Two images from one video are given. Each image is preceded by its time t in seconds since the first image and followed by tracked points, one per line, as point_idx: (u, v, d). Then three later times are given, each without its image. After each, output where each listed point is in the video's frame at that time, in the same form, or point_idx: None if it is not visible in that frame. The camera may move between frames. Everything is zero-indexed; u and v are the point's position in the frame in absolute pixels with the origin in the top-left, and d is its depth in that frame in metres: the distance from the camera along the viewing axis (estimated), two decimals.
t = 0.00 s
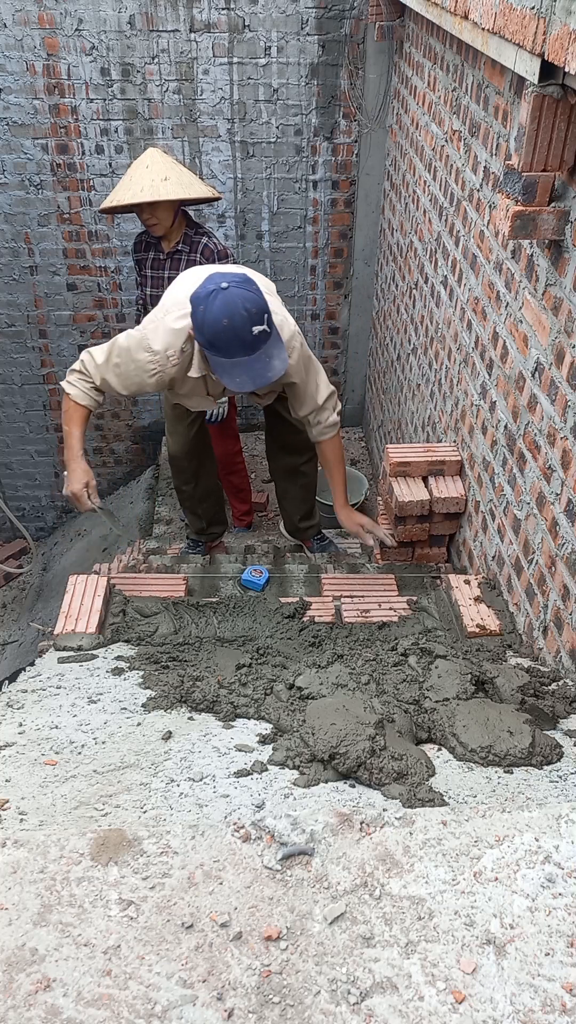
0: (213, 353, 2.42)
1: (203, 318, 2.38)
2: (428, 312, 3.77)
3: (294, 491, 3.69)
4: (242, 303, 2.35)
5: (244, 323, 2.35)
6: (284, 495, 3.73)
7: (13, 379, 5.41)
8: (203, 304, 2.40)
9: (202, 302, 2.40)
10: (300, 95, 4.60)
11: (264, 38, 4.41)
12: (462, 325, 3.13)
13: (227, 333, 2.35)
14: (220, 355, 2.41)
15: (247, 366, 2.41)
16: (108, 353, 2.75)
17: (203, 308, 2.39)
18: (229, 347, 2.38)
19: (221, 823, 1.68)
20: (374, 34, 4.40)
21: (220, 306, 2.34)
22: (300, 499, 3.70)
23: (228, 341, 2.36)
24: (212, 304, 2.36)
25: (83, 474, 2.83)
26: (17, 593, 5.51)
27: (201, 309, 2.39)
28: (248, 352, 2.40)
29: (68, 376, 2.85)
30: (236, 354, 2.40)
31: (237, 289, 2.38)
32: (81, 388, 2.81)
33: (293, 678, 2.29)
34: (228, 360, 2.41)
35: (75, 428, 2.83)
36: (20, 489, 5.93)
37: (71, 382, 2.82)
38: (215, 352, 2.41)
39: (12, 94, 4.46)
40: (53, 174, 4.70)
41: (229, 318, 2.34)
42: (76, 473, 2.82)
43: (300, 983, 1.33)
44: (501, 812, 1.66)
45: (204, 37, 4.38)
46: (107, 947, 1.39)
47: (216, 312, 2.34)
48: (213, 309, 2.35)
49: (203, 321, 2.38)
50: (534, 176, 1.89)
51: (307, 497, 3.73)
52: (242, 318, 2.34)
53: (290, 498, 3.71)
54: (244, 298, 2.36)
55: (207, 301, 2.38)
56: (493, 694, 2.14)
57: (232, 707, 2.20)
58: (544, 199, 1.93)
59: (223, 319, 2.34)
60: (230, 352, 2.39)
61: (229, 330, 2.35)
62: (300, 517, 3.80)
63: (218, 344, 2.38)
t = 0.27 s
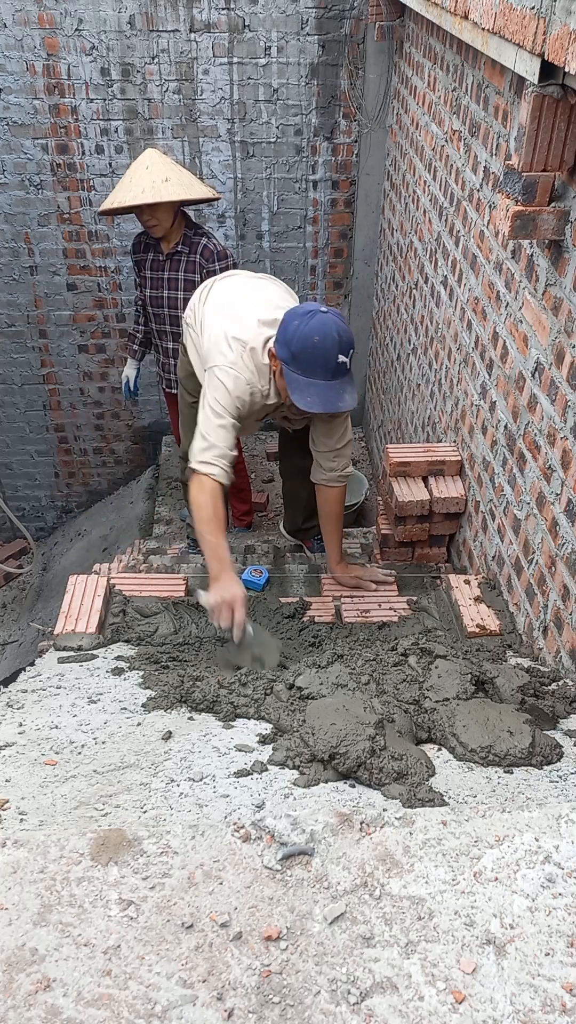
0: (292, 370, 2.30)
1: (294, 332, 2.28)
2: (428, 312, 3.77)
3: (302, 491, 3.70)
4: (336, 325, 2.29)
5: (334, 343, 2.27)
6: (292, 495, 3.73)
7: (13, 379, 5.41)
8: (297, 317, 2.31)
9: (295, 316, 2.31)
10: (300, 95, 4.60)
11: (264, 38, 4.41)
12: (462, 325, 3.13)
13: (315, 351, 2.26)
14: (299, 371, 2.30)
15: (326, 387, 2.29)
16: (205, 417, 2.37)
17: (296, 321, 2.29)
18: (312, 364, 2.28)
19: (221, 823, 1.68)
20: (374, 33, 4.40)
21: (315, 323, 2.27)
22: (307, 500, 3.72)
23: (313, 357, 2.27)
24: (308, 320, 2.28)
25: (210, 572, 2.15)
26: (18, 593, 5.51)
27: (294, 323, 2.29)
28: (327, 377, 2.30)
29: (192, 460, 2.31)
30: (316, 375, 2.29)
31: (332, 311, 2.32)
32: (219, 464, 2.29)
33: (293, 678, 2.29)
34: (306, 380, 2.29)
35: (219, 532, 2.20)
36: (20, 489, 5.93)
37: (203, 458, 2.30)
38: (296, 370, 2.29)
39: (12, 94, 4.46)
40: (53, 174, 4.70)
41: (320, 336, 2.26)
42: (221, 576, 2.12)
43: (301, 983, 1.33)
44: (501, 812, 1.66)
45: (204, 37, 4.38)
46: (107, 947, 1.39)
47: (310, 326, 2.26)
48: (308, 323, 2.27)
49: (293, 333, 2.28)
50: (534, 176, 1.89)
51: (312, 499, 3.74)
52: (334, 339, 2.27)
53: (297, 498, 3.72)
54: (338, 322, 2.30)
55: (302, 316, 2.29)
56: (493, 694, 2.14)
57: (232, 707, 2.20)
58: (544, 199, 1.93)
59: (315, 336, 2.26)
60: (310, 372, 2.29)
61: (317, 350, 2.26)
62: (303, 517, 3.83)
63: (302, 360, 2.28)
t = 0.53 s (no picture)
0: (346, 370, 2.24)
1: (352, 330, 2.22)
2: (428, 312, 3.77)
3: (297, 494, 3.67)
4: (390, 328, 2.25)
5: (390, 347, 2.23)
6: (286, 498, 3.71)
7: (13, 379, 5.41)
8: (352, 316, 2.24)
9: (350, 314, 2.24)
10: (300, 95, 4.60)
11: (264, 38, 4.41)
12: (462, 325, 3.13)
13: (372, 352, 2.21)
14: (352, 371, 2.24)
15: (379, 388, 2.24)
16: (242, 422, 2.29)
17: (353, 320, 2.23)
18: (367, 365, 2.23)
19: (221, 823, 1.68)
20: (374, 33, 4.41)
21: (373, 324, 2.22)
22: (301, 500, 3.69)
23: (369, 358, 2.21)
24: (365, 319, 2.23)
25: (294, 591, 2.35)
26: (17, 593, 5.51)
27: (350, 321, 2.23)
28: (380, 380, 2.25)
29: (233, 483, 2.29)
30: (369, 378, 2.24)
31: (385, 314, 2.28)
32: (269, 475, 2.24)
33: (293, 678, 2.29)
34: (359, 380, 2.24)
35: (274, 533, 2.26)
36: (20, 489, 5.93)
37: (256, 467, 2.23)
38: (349, 370, 2.24)
39: (12, 94, 4.46)
40: (53, 174, 4.70)
41: (378, 337, 2.21)
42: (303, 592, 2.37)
43: (300, 983, 1.33)
44: (501, 811, 1.67)
45: (205, 37, 4.38)
46: (107, 947, 1.39)
47: (368, 327, 2.21)
48: (367, 324, 2.21)
49: (351, 331, 2.22)
50: (534, 176, 1.89)
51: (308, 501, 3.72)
52: (391, 343, 2.23)
53: (292, 500, 3.69)
54: (392, 325, 2.27)
55: (359, 314, 2.24)
56: (493, 694, 2.14)
57: (232, 707, 2.20)
58: (544, 199, 1.93)
59: (373, 337, 2.21)
60: (364, 374, 2.24)
61: (375, 351, 2.21)
62: (299, 517, 3.81)
63: (358, 361, 2.22)
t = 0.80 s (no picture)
0: (362, 380, 2.22)
1: (371, 341, 2.19)
2: (428, 313, 3.77)
3: (296, 494, 3.64)
4: (409, 340, 2.22)
5: (408, 359, 2.20)
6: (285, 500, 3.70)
7: (13, 379, 5.41)
8: (372, 325, 2.21)
9: (371, 322, 2.21)
10: (300, 95, 4.60)
11: (264, 38, 4.41)
12: (462, 325, 3.13)
13: (390, 364, 2.19)
14: (368, 380, 2.22)
15: (393, 400, 2.22)
16: (225, 420, 2.36)
17: (372, 329, 2.20)
18: (383, 377, 2.21)
19: (221, 823, 1.67)
20: (374, 33, 4.41)
21: (393, 336, 2.19)
22: (300, 501, 3.66)
23: (384, 369, 2.19)
24: (385, 330, 2.20)
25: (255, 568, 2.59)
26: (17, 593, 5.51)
27: (370, 330, 2.20)
28: (396, 391, 2.23)
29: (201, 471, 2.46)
30: (385, 389, 2.22)
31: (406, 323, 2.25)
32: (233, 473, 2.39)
33: (293, 678, 2.29)
34: (375, 391, 2.22)
35: (235, 523, 2.46)
36: (20, 489, 5.93)
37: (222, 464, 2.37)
38: (364, 381, 2.22)
39: (12, 94, 4.46)
40: (53, 174, 4.70)
41: (397, 349, 2.18)
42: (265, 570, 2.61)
43: (300, 983, 1.33)
44: (501, 812, 1.66)
45: (205, 37, 4.38)
46: (107, 947, 1.39)
47: (388, 338, 2.18)
48: (386, 334, 2.18)
49: (370, 342, 2.19)
50: (534, 176, 1.89)
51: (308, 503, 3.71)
52: (409, 355, 2.21)
53: (291, 500, 3.66)
54: (412, 336, 2.24)
55: (380, 324, 2.20)
56: (493, 694, 2.14)
57: (232, 707, 2.20)
58: (544, 199, 1.93)
59: (392, 349, 2.18)
60: (380, 385, 2.22)
61: (393, 363, 2.19)
62: (300, 518, 3.78)
63: (375, 372, 2.20)
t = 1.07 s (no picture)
0: (350, 392, 2.21)
1: (359, 355, 2.16)
2: (428, 312, 3.76)
3: (296, 495, 3.65)
4: (398, 353, 2.18)
5: (396, 374, 2.18)
6: (285, 501, 3.69)
7: (13, 379, 5.41)
8: (361, 338, 2.17)
9: (360, 336, 2.17)
10: (300, 95, 4.60)
11: (264, 38, 4.41)
12: (462, 325, 3.13)
13: (378, 379, 2.17)
14: (356, 394, 2.20)
15: (381, 413, 2.21)
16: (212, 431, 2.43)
17: (360, 344, 2.16)
18: (371, 390, 2.19)
19: (221, 823, 1.67)
20: (374, 33, 4.41)
21: (381, 351, 2.15)
22: (300, 502, 3.66)
23: (372, 384, 2.17)
24: (374, 345, 2.16)
25: (259, 561, 2.59)
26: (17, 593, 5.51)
27: (358, 344, 2.16)
28: (384, 403, 2.22)
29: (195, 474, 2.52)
30: (373, 401, 2.21)
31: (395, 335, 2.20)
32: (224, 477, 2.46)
33: (293, 678, 2.29)
34: (362, 405, 2.20)
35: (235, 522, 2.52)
36: (20, 489, 5.93)
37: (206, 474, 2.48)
38: (352, 393, 2.20)
39: (12, 94, 4.46)
40: (53, 174, 4.70)
41: (385, 364, 2.15)
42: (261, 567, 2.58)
43: (300, 983, 1.33)
44: (501, 812, 1.67)
45: (205, 37, 4.38)
46: (107, 947, 1.39)
47: (376, 353, 2.15)
48: (374, 350, 2.15)
49: (358, 356, 2.16)
50: (534, 176, 1.89)
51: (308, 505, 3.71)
52: (398, 369, 2.18)
53: (291, 502, 3.66)
54: (401, 348, 2.19)
55: (368, 338, 2.16)
56: (493, 694, 2.14)
57: (232, 707, 2.20)
58: (544, 199, 1.93)
59: (380, 364, 2.15)
60: (367, 397, 2.20)
61: (381, 378, 2.17)
62: (299, 520, 3.78)
63: (362, 386, 2.18)
